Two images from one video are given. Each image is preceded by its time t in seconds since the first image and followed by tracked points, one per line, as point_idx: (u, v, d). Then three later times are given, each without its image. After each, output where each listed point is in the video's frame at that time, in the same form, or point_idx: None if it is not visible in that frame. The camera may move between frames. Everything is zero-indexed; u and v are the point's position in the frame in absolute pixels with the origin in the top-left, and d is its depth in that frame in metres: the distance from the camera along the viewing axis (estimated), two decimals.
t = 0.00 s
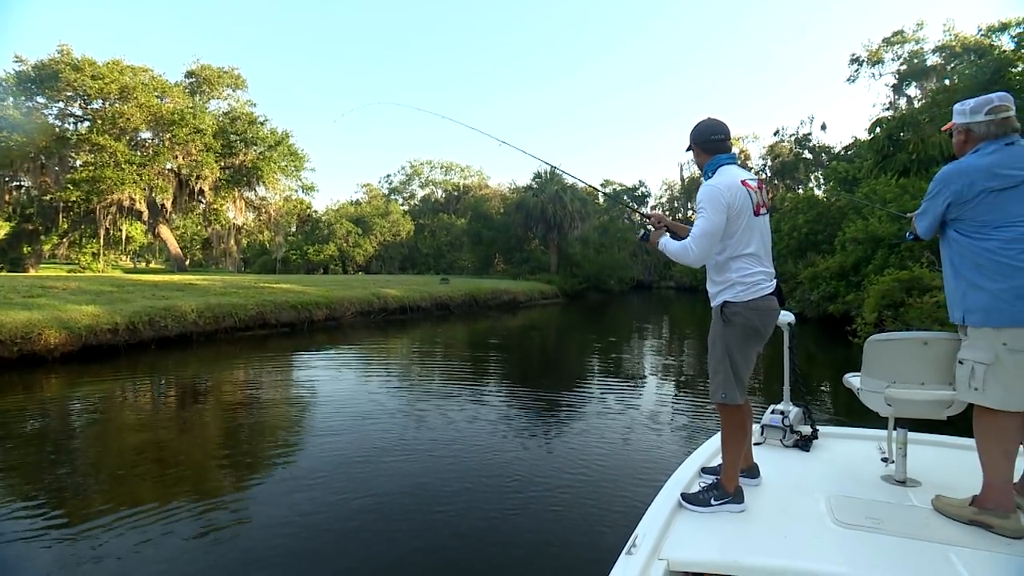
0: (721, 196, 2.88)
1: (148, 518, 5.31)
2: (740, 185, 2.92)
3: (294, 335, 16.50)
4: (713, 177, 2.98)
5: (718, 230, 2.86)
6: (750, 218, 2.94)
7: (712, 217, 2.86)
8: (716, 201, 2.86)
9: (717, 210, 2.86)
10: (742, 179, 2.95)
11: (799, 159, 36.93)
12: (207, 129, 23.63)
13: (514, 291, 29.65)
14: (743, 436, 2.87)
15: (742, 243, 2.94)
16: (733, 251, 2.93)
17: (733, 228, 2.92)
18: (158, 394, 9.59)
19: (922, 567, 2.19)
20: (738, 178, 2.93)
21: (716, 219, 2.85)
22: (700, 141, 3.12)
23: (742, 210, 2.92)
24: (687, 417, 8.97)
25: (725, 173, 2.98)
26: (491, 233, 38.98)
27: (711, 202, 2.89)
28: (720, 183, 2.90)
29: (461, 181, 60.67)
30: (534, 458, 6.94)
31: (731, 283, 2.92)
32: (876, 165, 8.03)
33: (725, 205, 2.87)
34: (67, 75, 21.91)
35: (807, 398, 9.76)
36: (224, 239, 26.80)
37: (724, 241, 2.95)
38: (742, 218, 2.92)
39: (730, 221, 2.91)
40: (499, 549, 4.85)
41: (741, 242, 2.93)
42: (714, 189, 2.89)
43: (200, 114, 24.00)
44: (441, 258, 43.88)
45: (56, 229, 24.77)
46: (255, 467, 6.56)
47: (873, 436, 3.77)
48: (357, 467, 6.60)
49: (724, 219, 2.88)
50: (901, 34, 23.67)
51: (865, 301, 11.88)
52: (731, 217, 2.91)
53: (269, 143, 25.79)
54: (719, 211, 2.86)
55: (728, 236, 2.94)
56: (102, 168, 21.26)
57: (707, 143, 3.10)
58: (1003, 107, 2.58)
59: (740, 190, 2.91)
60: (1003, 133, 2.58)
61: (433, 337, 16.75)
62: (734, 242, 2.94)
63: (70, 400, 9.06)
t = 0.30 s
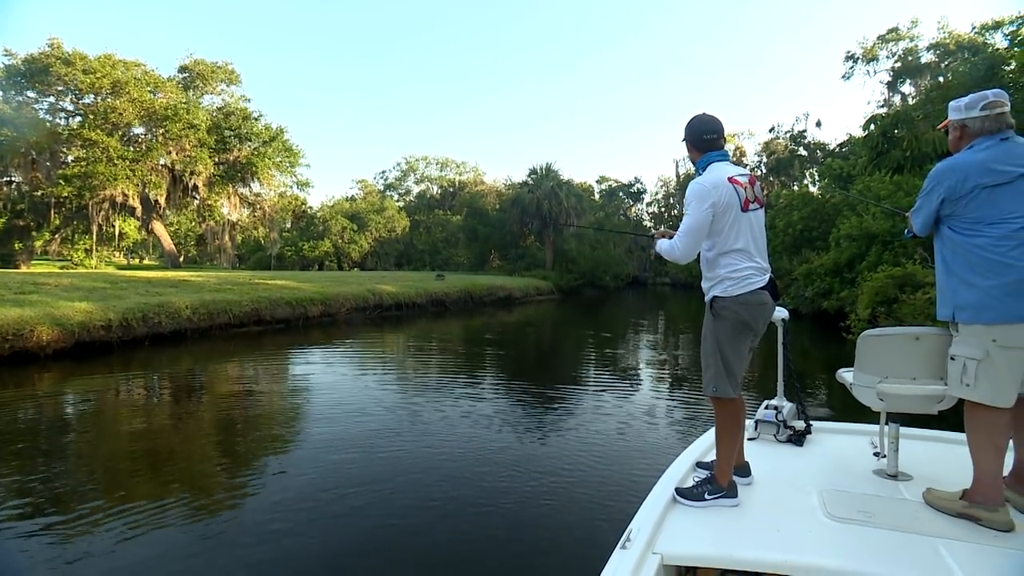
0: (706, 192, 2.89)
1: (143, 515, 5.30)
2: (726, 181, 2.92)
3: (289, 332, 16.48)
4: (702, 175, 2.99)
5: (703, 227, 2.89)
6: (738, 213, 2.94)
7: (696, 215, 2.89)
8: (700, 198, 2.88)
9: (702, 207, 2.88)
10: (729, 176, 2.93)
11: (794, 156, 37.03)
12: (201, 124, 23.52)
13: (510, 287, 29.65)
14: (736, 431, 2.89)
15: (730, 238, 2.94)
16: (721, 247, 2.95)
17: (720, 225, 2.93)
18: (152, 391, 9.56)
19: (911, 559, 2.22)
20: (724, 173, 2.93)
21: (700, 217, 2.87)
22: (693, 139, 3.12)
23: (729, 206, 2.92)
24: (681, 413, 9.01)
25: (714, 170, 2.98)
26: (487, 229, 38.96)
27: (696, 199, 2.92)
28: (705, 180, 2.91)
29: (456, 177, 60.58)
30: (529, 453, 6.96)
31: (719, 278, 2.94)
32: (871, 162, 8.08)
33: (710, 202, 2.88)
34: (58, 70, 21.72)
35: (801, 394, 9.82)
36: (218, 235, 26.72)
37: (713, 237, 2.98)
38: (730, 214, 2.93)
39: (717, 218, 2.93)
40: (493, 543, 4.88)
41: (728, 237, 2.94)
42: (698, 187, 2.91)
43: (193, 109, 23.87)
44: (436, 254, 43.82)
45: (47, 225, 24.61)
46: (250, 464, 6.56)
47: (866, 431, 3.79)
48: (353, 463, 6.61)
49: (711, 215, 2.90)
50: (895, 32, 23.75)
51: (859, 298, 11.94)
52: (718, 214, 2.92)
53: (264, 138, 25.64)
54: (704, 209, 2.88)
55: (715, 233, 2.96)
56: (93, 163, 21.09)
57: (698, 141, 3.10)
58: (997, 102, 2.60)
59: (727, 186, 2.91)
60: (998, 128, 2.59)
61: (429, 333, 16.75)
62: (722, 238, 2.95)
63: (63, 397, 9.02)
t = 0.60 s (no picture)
0: (689, 188, 2.92)
1: (134, 509, 5.29)
2: (710, 176, 2.94)
3: (281, 326, 16.44)
4: (687, 171, 3.03)
5: (689, 221, 2.92)
6: (723, 208, 2.96)
7: (681, 210, 2.93)
8: (684, 194, 2.92)
9: (687, 202, 2.92)
10: (714, 170, 2.96)
11: (786, 151, 37.18)
12: (190, 117, 23.34)
13: (502, 281, 29.66)
14: (726, 422, 2.90)
15: (717, 231, 2.97)
16: (709, 241, 2.97)
17: (705, 219, 2.97)
18: (143, 385, 9.52)
19: (896, 546, 2.25)
20: (708, 169, 2.95)
21: (685, 212, 2.91)
22: (679, 135, 3.15)
23: (714, 200, 2.95)
24: (674, 405, 9.07)
25: (699, 166, 3.01)
26: (479, 223, 38.90)
27: (681, 195, 2.95)
28: (689, 177, 2.95)
29: (449, 170, 60.42)
30: (523, 445, 6.99)
31: (707, 271, 2.97)
32: (862, 156, 8.17)
33: (694, 197, 2.91)
34: (42, 60, 21.40)
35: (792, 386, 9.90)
36: (208, 228, 26.61)
37: (700, 230, 3.00)
38: (715, 207, 2.95)
39: (703, 212, 2.96)
40: (484, 534, 4.91)
41: (715, 231, 2.97)
42: (682, 182, 2.95)
43: (183, 101, 23.65)
44: (429, 248, 43.72)
45: (34, 219, 24.34)
46: (242, 456, 6.55)
47: (854, 422, 3.83)
48: (346, 456, 6.62)
49: (695, 210, 2.93)
50: (887, 27, 23.84)
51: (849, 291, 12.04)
52: (703, 208, 2.95)
53: (254, 131, 25.48)
54: (688, 204, 2.92)
55: (703, 226, 2.99)
56: (81, 156, 20.84)
57: (684, 137, 3.13)
58: (989, 95, 2.63)
59: (711, 181, 2.93)
60: (988, 120, 2.62)
61: (422, 327, 16.75)
62: (708, 231, 2.98)
63: (52, 392, 8.96)
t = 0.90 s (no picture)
0: (675, 190, 2.95)
1: (120, 504, 5.26)
2: (695, 177, 2.97)
3: (270, 322, 16.36)
4: (673, 173, 3.05)
5: (676, 223, 2.95)
6: (709, 208, 2.98)
7: (668, 212, 2.96)
8: (670, 197, 2.95)
9: (672, 204, 2.95)
10: (699, 172, 2.98)
11: (776, 150, 37.40)
12: (178, 110, 23.10)
13: (493, 278, 29.64)
14: (712, 419, 2.92)
15: (704, 231, 2.99)
16: (697, 241, 3.00)
17: (692, 219, 2.99)
18: (130, 381, 9.44)
19: (876, 540, 2.29)
20: (694, 170, 2.98)
21: (672, 214, 2.94)
22: (664, 139, 3.18)
23: (700, 200, 2.97)
24: (663, 402, 9.12)
25: (684, 168, 3.03)
26: (470, 219, 38.84)
27: (667, 197, 2.98)
28: (675, 179, 2.97)
29: (441, 166, 60.26)
30: (513, 441, 7.02)
31: (696, 269, 2.99)
32: (850, 157, 8.27)
33: (680, 199, 2.94)
34: (26, 50, 21.06)
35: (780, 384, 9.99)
36: (197, 223, 26.42)
37: (688, 231, 3.02)
38: (702, 208, 2.98)
39: (689, 213, 2.99)
40: (469, 529, 4.93)
41: (702, 230, 2.99)
42: (668, 186, 2.97)
43: (171, 93, 23.41)
44: (420, 244, 43.57)
45: (19, 212, 24.04)
46: (230, 453, 6.53)
47: (838, 420, 3.87)
48: (334, 451, 6.61)
49: (682, 212, 2.96)
50: (876, 29, 24.03)
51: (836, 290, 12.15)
52: (689, 209, 2.98)
53: (244, 125, 25.30)
54: (675, 206, 2.94)
55: (690, 227, 3.01)
56: (66, 148, 20.57)
57: (671, 140, 3.15)
58: (972, 97, 2.67)
59: (696, 182, 2.95)
60: (971, 123, 2.66)
61: (413, 324, 16.73)
62: (695, 232, 3.00)
63: (37, 388, 8.87)
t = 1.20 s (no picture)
0: (655, 196, 3.02)
1: (105, 505, 5.21)
2: (677, 181, 3.02)
3: (257, 322, 16.24)
4: (657, 179, 3.11)
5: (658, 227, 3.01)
6: (693, 210, 3.02)
7: (650, 217, 3.02)
8: (651, 202, 3.01)
9: (654, 210, 3.01)
10: (681, 176, 3.03)
11: (763, 151, 37.69)
12: (164, 107, 22.84)
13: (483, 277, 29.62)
14: (699, 417, 2.94)
15: (689, 232, 3.03)
16: (682, 242, 3.04)
17: (675, 222, 3.05)
18: (114, 382, 9.35)
19: (859, 535, 2.32)
20: (674, 175, 3.03)
21: (653, 219, 3.00)
22: (650, 146, 3.25)
23: (683, 203, 3.02)
24: (652, 400, 9.15)
25: (667, 172, 3.09)
26: (459, 219, 38.79)
27: (650, 203, 3.04)
28: (656, 185, 3.04)
29: (430, 166, 60.13)
30: (502, 440, 7.02)
31: (682, 270, 3.02)
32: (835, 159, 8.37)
33: (662, 204, 3.00)
34: (6, 44, 20.70)
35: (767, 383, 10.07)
36: (182, 221, 26.17)
37: (673, 234, 3.07)
38: (685, 210, 3.02)
39: (673, 216, 3.04)
40: (457, 528, 4.92)
41: (686, 232, 3.03)
42: (649, 192, 3.05)
43: (156, 90, 23.14)
44: (409, 244, 43.40)
45: None
46: (217, 453, 6.48)
47: (823, 417, 3.92)
48: (323, 451, 6.59)
49: (662, 216, 3.02)
50: (861, 32, 24.30)
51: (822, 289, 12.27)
52: (672, 213, 3.03)
53: (231, 123, 25.12)
54: (655, 210, 3.00)
55: (675, 230, 3.06)
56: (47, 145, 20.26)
57: (655, 147, 3.22)
58: (950, 101, 2.72)
59: (677, 187, 3.00)
60: (949, 126, 2.71)
61: (402, 323, 16.69)
62: (680, 234, 3.05)
63: (19, 389, 8.77)
